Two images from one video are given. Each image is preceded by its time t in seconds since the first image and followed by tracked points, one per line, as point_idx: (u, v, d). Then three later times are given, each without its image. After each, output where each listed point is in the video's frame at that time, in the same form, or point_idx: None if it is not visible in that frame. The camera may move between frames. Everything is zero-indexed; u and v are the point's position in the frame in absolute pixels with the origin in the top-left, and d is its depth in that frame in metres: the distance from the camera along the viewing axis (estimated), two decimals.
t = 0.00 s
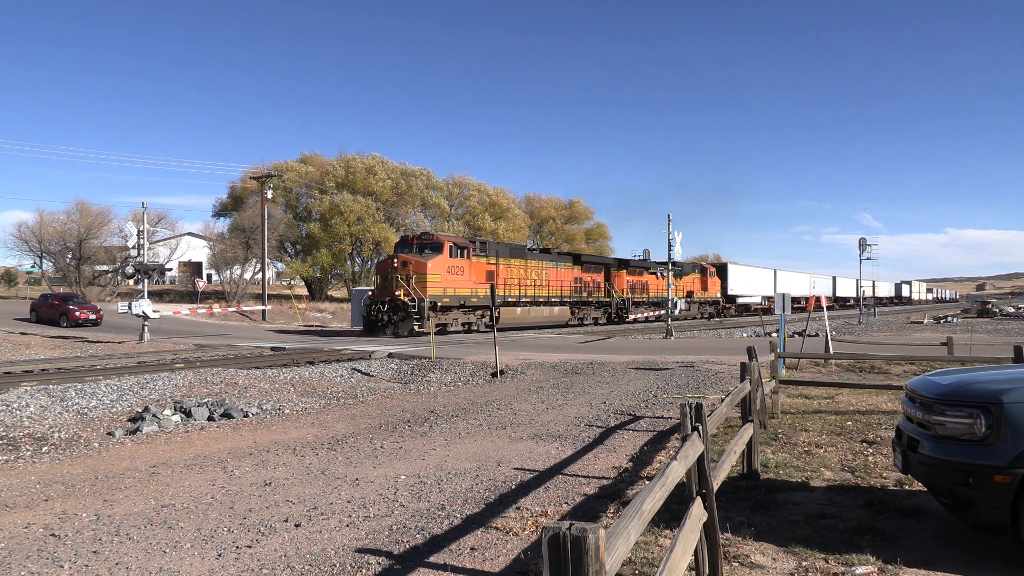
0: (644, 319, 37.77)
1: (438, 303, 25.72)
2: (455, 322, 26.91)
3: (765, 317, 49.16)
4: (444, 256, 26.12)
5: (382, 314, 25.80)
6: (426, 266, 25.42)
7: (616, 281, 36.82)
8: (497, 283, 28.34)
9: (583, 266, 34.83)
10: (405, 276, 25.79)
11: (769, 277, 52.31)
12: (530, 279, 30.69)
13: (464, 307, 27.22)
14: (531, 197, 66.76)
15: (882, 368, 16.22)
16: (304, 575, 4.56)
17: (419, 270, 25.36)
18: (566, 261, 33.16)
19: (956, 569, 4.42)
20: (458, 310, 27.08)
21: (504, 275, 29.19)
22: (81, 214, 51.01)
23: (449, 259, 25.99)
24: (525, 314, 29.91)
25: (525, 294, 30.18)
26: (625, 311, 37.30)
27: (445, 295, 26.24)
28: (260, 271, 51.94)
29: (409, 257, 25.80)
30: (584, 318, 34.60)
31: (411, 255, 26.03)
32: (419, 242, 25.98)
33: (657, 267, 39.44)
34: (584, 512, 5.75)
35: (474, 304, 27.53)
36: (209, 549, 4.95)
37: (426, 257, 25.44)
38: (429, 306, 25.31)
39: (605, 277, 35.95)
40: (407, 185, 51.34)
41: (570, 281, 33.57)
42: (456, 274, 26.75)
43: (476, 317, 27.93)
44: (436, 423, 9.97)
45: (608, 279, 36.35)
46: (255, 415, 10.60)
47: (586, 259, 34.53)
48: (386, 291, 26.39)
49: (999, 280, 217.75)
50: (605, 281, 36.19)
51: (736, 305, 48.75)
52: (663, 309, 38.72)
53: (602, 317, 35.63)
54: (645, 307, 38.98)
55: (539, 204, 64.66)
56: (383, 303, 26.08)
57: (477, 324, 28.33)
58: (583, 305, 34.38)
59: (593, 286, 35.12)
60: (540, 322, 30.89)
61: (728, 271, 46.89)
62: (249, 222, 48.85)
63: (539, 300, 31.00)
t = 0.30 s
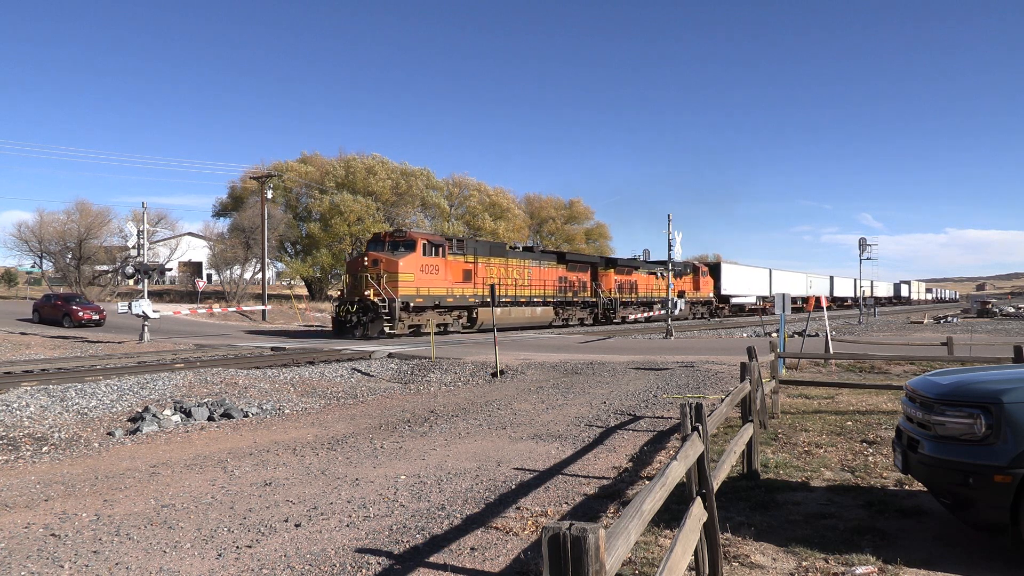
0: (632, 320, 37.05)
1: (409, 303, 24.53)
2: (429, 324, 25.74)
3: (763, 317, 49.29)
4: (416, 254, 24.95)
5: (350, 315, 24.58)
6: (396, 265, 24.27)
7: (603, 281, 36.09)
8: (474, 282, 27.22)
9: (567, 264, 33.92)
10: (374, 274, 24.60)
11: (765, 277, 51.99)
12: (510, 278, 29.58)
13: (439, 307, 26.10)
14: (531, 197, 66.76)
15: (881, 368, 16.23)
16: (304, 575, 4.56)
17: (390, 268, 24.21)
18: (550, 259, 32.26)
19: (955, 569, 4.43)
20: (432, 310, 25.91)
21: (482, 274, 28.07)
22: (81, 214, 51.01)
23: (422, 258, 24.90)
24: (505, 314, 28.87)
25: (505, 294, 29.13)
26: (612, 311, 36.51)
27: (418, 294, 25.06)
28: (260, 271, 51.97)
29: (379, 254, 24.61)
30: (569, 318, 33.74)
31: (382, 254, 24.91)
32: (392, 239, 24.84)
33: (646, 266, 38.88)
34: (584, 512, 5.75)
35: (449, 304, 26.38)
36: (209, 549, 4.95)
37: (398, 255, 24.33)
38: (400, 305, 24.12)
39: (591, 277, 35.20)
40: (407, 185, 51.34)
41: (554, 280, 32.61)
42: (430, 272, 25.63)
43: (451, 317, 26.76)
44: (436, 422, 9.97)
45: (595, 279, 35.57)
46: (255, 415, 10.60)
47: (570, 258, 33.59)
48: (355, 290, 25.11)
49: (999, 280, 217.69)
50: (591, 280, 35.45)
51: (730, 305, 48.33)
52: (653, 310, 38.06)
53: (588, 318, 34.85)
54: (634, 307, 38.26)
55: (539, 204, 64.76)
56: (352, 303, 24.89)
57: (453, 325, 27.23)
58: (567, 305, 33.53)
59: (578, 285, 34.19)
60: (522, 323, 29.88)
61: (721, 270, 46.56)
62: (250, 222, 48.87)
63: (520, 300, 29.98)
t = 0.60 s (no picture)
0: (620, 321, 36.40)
1: (378, 304, 23.54)
2: (401, 325, 24.80)
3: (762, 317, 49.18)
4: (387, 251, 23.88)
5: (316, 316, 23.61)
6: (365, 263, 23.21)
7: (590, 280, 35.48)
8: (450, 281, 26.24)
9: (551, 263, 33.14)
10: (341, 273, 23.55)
11: (760, 277, 51.76)
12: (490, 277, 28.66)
13: (412, 308, 25.10)
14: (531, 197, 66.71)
15: (881, 368, 16.23)
16: (304, 575, 4.56)
17: (358, 267, 23.17)
18: (533, 258, 31.43)
19: (955, 569, 4.43)
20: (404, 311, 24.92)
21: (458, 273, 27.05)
22: (81, 214, 50.96)
23: (393, 256, 23.84)
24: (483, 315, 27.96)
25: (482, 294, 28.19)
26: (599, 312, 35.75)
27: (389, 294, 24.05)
28: (260, 271, 51.96)
29: (346, 252, 23.53)
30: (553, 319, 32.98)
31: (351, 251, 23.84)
32: (361, 236, 23.75)
33: (633, 266, 38.39)
34: (584, 512, 5.75)
35: (423, 304, 25.39)
36: (209, 549, 4.95)
37: (367, 253, 23.28)
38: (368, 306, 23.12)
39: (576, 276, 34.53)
40: (407, 185, 51.36)
41: (536, 279, 31.78)
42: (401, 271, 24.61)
43: (425, 318, 25.78)
44: (436, 423, 9.97)
45: (580, 279, 34.94)
46: (255, 415, 10.60)
47: (553, 256, 32.74)
48: (322, 290, 24.08)
49: (999, 280, 217.78)
50: (576, 280, 34.81)
51: (724, 305, 47.93)
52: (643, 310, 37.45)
53: (573, 318, 34.15)
54: (622, 309, 37.57)
55: (539, 204, 64.79)
56: (318, 303, 23.89)
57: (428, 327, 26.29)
58: (551, 305, 32.75)
59: (562, 285, 33.43)
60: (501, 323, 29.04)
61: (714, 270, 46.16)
62: (250, 222, 48.84)
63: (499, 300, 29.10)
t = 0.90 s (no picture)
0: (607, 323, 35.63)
1: (344, 304, 22.48)
2: (369, 326, 23.79)
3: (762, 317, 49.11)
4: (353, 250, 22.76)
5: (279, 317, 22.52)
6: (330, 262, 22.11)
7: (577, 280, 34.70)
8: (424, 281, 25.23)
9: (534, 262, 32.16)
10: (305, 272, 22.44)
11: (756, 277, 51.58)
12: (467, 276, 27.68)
13: (381, 308, 24.06)
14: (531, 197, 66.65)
15: (882, 368, 16.23)
16: (304, 575, 4.56)
17: (323, 266, 22.06)
18: (514, 256, 30.51)
19: (955, 569, 4.43)
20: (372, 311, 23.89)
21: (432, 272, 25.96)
22: (81, 214, 50.97)
23: (360, 254, 22.74)
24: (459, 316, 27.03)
25: (458, 294, 27.17)
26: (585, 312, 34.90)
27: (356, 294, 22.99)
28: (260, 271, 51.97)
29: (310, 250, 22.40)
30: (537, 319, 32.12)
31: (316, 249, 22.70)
32: (327, 234, 22.62)
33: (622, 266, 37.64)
34: (583, 512, 5.76)
35: (394, 305, 24.39)
36: (209, 549, 4.95)
37: (333, 251, 22.16)
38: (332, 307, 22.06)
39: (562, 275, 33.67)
40: (407, 185, 51.35)
41: (518, 278, 30.81)
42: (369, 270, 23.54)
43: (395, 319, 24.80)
44: (436, 423, 9.97)
45: (566, 278, 34.14)
46: (255, 415, 10.60)
47: (536, 254, 31.67)
48: (285, 290, 22.93)
49: (999, 280, 217.84)
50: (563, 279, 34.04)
51: (717, 305, 47.58)
52: (631, 311, 36.72)
53: (557, 319, 33.25)
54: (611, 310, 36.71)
55: (539, 204, 64.75)
56: (280, 303, 22.77)
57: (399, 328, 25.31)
58: (534, 305, 31.91)
59: (546, 284, 32.50)
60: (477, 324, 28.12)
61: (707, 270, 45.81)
62: (250, 222, 48.83)
63: (477, 301, 28.20)
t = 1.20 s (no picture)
0: (591, 324, 34.63)
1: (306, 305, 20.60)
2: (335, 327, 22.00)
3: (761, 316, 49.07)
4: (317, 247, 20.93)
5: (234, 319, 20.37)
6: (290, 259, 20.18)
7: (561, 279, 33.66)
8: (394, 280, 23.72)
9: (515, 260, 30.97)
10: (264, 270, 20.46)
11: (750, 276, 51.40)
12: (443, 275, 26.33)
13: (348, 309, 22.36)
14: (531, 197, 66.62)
15: (881, 368, 16.23)
16: (304, 575, 4.56)
17: (284, 264, 20.17)
18: (495, 254, 29.26)
19: (955, 569, 4.43)
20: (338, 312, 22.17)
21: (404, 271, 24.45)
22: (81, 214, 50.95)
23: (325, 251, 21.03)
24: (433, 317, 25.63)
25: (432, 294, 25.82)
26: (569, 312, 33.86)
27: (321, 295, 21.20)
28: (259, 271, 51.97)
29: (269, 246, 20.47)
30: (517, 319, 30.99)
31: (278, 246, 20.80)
32: (290, 230, 20.77)
33: (610, 265, 36.64)
34: (584, 512, 5.75)
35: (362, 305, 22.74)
36: (209, 549, 4.95)
37: (295, 248, 20.33)
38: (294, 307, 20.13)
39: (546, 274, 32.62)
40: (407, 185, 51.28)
41: (499, 277, 29.72)
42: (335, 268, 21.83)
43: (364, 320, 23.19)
44: (436, 423, 9.97)
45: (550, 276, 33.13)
46: (255, 415, 10.60)
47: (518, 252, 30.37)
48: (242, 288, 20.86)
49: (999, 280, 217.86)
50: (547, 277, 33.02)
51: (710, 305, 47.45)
52: (618, 312, 35.76)
53: (540, 320, 32.22)
54: (598, 311, 35.66)
55: (539, 204, 64.70)
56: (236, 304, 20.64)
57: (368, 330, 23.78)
58: (515, 306, 30.85)
59: (529, 283, 31.44)
60: (453, 325, 26.80)
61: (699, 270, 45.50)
62: (249, 222, 48.83)
63: (454, 301, 27.04)
